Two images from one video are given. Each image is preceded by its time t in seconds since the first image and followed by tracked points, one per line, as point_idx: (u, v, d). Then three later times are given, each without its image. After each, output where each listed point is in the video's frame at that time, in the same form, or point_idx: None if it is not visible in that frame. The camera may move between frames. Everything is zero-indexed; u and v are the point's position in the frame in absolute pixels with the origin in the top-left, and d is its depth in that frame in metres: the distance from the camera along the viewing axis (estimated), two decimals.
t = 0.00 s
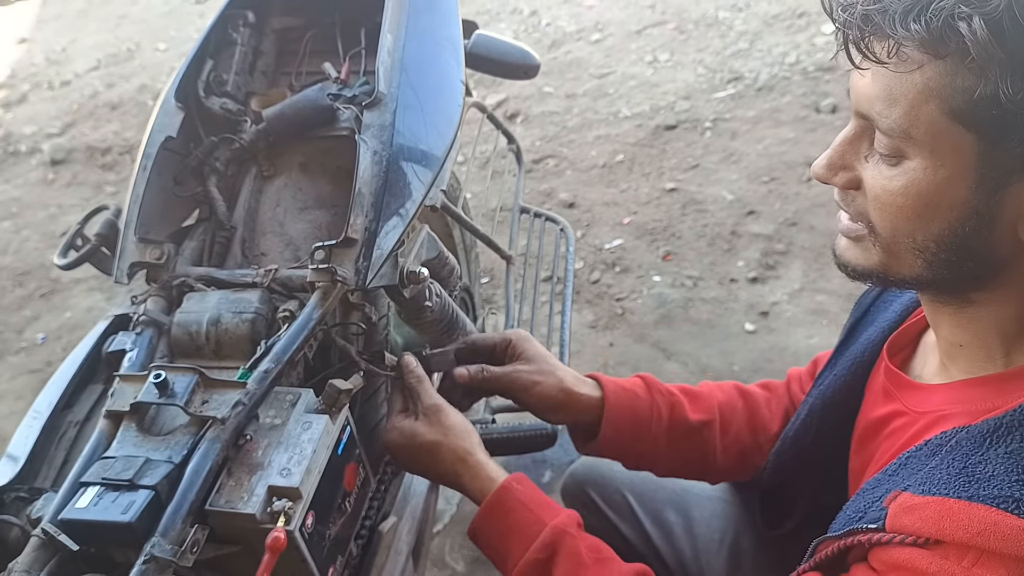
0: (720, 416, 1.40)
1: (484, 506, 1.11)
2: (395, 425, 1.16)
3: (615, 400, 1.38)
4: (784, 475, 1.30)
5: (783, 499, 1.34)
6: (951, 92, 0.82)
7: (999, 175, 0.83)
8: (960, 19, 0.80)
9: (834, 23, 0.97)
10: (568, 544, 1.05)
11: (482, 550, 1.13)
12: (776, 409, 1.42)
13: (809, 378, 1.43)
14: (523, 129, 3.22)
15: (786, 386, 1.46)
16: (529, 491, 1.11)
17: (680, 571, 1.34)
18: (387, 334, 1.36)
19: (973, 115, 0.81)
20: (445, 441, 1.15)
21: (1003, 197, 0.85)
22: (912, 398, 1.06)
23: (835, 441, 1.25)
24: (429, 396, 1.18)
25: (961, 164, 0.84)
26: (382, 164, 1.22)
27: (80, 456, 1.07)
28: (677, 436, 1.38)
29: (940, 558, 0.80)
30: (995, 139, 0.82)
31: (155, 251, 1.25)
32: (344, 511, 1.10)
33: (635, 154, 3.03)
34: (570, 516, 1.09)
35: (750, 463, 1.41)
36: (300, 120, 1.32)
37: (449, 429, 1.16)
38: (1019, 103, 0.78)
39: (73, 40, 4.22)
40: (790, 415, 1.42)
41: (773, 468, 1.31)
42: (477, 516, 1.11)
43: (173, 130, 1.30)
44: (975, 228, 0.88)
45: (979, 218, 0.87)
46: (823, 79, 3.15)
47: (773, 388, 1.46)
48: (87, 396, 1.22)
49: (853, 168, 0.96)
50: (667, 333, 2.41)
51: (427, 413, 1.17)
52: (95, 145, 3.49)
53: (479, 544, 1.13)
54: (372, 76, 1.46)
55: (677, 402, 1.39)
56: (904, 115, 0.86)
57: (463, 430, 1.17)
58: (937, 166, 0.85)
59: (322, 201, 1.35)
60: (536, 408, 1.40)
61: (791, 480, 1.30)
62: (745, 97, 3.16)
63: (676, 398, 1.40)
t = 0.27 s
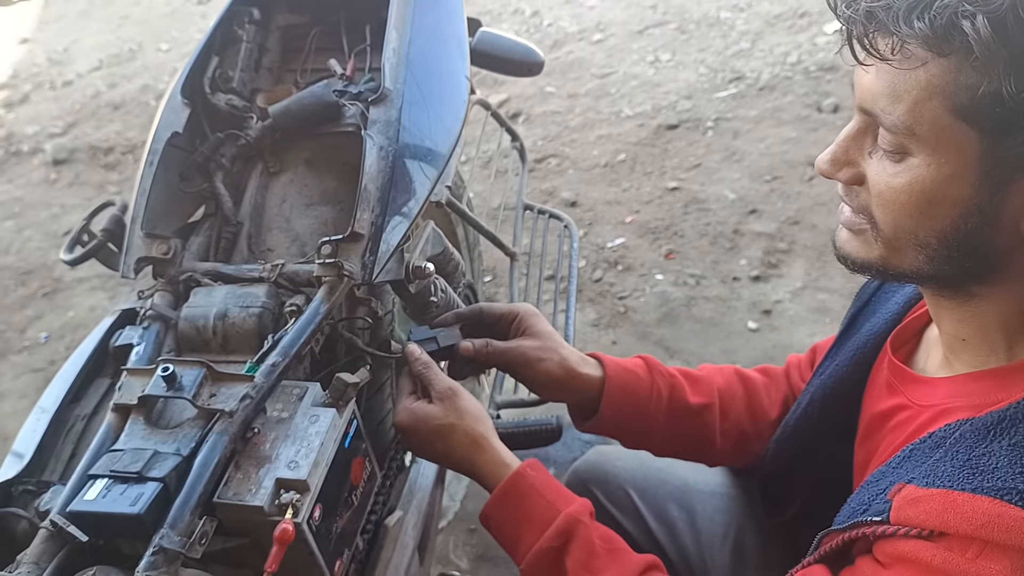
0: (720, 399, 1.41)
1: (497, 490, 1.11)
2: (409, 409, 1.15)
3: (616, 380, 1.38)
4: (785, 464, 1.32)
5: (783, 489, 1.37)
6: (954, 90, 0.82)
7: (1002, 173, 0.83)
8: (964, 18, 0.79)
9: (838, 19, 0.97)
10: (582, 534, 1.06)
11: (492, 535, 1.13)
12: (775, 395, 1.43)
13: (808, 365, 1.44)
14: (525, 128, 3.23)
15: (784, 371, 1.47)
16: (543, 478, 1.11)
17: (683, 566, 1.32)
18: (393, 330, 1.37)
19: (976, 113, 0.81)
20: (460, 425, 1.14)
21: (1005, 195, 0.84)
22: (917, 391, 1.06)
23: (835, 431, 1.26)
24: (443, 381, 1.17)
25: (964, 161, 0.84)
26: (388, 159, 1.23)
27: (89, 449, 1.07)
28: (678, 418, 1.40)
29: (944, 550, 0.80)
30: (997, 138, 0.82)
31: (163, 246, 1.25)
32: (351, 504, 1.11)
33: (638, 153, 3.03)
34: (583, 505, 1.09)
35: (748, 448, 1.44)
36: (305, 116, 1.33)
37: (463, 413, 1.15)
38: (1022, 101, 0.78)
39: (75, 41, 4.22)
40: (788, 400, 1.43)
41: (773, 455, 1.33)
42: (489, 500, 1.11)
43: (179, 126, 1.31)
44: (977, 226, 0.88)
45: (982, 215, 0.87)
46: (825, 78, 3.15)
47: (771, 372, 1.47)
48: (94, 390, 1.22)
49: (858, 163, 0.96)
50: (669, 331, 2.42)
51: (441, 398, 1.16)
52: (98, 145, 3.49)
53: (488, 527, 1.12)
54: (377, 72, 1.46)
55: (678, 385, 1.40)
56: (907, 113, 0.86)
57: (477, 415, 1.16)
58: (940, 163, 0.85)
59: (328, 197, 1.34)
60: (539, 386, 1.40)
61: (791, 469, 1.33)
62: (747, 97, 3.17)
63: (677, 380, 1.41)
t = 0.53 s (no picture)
0: (718, 394, 1.41)
1: (504, 514, 1.11)
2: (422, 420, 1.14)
3: (614, 369, 1.39)
4: (784, 466, 1.32)
5: (781, 495, 1.36)
6: (945, 95, 0.81)
7: (996, 176, 0.82)
8: (951, 23, 0.79)
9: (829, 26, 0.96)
10: (590, 558, 1.06)
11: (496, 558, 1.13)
12: (775, 396, 1.42)
13: (808, 368, 1.43)
14: (526, 128, 3.22)
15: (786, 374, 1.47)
16: (549, 502, 1.11)
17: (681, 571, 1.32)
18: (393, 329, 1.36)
19: (968, 118, 0.81)
20: (472, 446, 1.13)
21: (1000, 198, 0.84)
22: (917, 395, 1.05)
23: (834, 433, 1.26)
24: (457, 399, 1.16)
25: (958, 166, 0.84)
26: (387, 157, 1.22)
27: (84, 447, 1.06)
28: (674, 410, 1.40)
29: (950, 561, 0.79)
30: (990, 142, 0.81)
31: (160, 244, 1.25)
32: (348, 505, 1.10)
33: (638, 154, 3.02)
34: (590, 529, 1.09)
35: (746, 446, 1.43)
36: (305, 113, 1.32)
37: (476, 434, 1.14)
38: (1012, 105, 0.78)
39: (76, 40, 4.22)
40: (789, 400, 1.43)
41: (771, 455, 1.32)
42: (495, 526, 1.11)
43: (178, 123, 1.30)
44: (972, 230, 0.87)
45: (976, 220, 0.86)
46: (826, 80, 3.15)
47: (774, 374, 1.46)
48: (90, 388, 1.21)
49: (852, 169, 0.95)
50: (669, 332, 2.41)
51: (456, 416, 1.14)
52: (98, 143, 3.49)
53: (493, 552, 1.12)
54: (377, 70, 1.45)
55: (675, 377, 1.41)
56: (899, 118, 0.85)
57: (489, 438, 1.15)
58: (934, 168, 0.85)
59: (327, 195, 1.33)
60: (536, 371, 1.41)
61: (789, 471, 1.32)
62: (748, 97, 3.16)
63: (675, 372, 1.42)
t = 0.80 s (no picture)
0: (709, 405, 1.41)
1: (485, 507, 1.11)
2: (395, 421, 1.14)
3: (603, 382, 1.40)
4: (779, 475, 1.31)
5: (776, 503, 1.36)
6: (933, 111, 0.81)
7: (984, 192, 0.83)
8: (938, 39, 0.78)
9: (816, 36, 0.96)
10: (571, 550, 1.06)
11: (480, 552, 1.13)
12: (768, 405, 1.42)
13: (802, 377, 1.44)
14: (522, 132, 3.22)
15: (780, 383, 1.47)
16: (532, 494, 1.11)
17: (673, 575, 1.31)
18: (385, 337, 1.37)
19: (956, 134, 0.81)
20: (446, 441, 1.14)
21: (988, 214, 0.84)
22: (907, 405, 1.05)
23: (828, 443, 1.26)
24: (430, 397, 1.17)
25: (946, 181, 0.84)
26: (377, 165, 1.22)
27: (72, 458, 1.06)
28: (665, 421, 1.40)
29: (937, 570, 0.79)
30: (978, 158, 0.81)
31: (150, 252, 1.25)
32: (338, 514, 1.10)
33: (635, 157, 3.02)
34: (571, 521, 1.10)
35: (740, 457, 1.42)
36: (296, 122, 1.32)
37: (451, 430, 1.15)
38: (999, 123, 0.78)
39: (73, 42, 4.22)
40: (782, 410, 1.42)
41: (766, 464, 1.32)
42: (476, 519, 1.11)
43: (169, 131, 1.30)
44: (962, 244, 0.87)
45: (966, 234, 0.86)
46: (823, 83, 3.14)
47: (767, 383, 1.46)
48: (80, 397, 1.21)
49: (841, 181, 0.95)
50: (665, 337, 2.41)
51: (428, 413, 1.15)
52: (94, 146, 3.48)
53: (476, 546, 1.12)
54: (368, 77, 1.45)
55: (666, 389, 1.41)
56: (887, 132, 0.85)
57: (465, 431, 1.16)
58: (922, 183, 0.85)
59: (317, 202, 1.33)
60: (527, 384, 1.41)
61: (784, 479, 1.32)
62: (744, 101, 3.16)
63: (666, 384, 1.42)
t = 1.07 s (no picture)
0: (707, 409, 1.41)
1: (495, 499, 1.11)
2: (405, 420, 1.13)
3: (600, 392, 1.40)
4: (780, 473, 1.32)
5: (778, 500, 1.36)
6: (925, 104, 0.82)
7: (976, 186, 0.83)
8: (928, 33, 0.80)
9: (812, 31, 0.97)
10: (578, 543, 1.06)
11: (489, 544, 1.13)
12: (766, 404, 1.43)
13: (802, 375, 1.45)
14: (522, 130, 3.22)
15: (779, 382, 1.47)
16: (540, 487, 1.11)
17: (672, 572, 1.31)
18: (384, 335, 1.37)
19: (947, 127, 0.81)
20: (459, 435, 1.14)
21: (980, 207, 0.84)
22: (907, 401, 1.06)
23: (830, 440, 1.25)
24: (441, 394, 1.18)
25: (938, 174, 0.84)
26: (377, 162, 1.22)
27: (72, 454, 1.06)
28: (663, 428, 1.40)
29: (934, 566, 0.79)
30: (970, 151, 0.82)
31: (149, 249, 1.24)
32: (338, 510, 1.10)
33: (635, 156, 3.02)
34: (579, 514, 1.10)
35: (741, 458, 1.43)
36: (295, 118, 1.32)
37: (462, 423, 1.15)
38: (990, 116, 0.78)
39: (73, 42, 4.22)
40: (780, 410, 1.43)
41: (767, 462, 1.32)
42: (487, 512, 1.11)
43: (168, 128, 1.29)
44: (955, 238, 0.88)
45: (959, 227, 0.87)
46: (823, 81, 3.14)
47: (765, 383, 1.47)
48: (80, 393, 1.21)
49: (837, 176, 0.95)
50: (665, 335, 2.41)
51: (439, 408, 1.16)
52: (95, 145, 3.49)
53: (487, 538, 1.13)
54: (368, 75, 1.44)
55: (662, 396, 1.41)
56: (880, 126, 0.86)
57: (475, 424, 1.16)
58: (915, 176, 0.85)
59: (317, 199, 1.33)
60: (526, 400, 1.43)
61: (786, 476, 1.32)
62: (745, 99, 3.16)
63: (662, 390, 1.42)
